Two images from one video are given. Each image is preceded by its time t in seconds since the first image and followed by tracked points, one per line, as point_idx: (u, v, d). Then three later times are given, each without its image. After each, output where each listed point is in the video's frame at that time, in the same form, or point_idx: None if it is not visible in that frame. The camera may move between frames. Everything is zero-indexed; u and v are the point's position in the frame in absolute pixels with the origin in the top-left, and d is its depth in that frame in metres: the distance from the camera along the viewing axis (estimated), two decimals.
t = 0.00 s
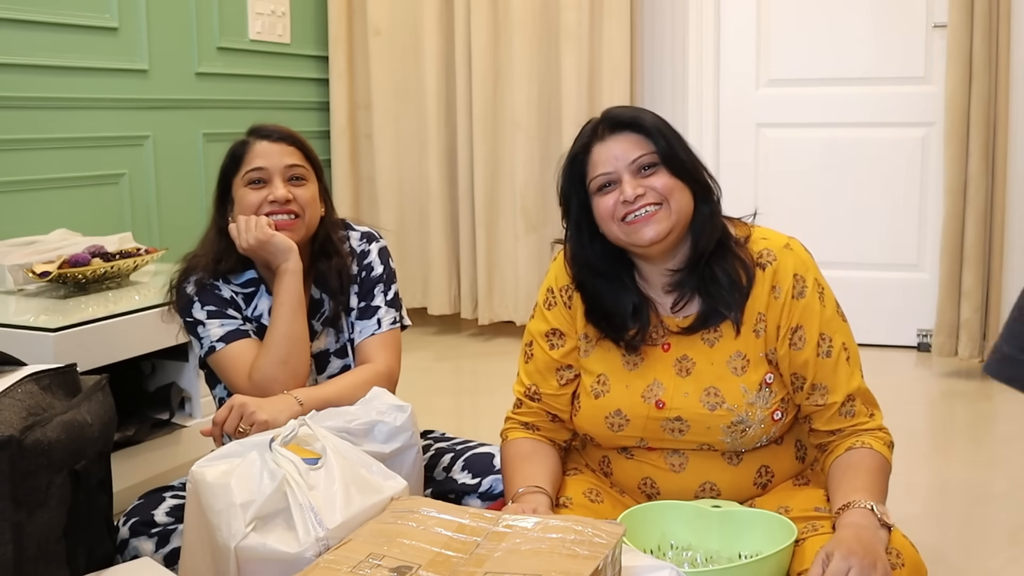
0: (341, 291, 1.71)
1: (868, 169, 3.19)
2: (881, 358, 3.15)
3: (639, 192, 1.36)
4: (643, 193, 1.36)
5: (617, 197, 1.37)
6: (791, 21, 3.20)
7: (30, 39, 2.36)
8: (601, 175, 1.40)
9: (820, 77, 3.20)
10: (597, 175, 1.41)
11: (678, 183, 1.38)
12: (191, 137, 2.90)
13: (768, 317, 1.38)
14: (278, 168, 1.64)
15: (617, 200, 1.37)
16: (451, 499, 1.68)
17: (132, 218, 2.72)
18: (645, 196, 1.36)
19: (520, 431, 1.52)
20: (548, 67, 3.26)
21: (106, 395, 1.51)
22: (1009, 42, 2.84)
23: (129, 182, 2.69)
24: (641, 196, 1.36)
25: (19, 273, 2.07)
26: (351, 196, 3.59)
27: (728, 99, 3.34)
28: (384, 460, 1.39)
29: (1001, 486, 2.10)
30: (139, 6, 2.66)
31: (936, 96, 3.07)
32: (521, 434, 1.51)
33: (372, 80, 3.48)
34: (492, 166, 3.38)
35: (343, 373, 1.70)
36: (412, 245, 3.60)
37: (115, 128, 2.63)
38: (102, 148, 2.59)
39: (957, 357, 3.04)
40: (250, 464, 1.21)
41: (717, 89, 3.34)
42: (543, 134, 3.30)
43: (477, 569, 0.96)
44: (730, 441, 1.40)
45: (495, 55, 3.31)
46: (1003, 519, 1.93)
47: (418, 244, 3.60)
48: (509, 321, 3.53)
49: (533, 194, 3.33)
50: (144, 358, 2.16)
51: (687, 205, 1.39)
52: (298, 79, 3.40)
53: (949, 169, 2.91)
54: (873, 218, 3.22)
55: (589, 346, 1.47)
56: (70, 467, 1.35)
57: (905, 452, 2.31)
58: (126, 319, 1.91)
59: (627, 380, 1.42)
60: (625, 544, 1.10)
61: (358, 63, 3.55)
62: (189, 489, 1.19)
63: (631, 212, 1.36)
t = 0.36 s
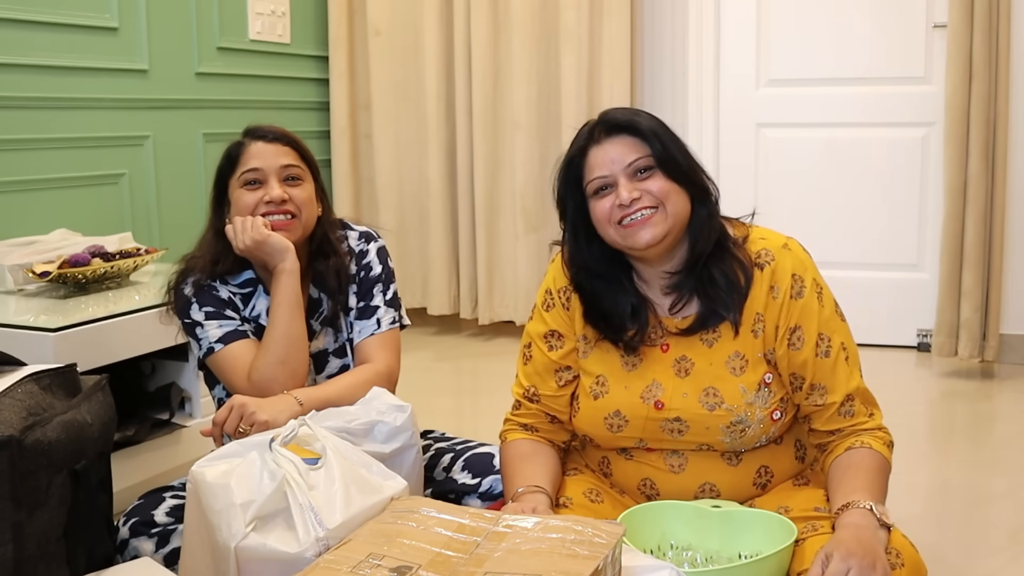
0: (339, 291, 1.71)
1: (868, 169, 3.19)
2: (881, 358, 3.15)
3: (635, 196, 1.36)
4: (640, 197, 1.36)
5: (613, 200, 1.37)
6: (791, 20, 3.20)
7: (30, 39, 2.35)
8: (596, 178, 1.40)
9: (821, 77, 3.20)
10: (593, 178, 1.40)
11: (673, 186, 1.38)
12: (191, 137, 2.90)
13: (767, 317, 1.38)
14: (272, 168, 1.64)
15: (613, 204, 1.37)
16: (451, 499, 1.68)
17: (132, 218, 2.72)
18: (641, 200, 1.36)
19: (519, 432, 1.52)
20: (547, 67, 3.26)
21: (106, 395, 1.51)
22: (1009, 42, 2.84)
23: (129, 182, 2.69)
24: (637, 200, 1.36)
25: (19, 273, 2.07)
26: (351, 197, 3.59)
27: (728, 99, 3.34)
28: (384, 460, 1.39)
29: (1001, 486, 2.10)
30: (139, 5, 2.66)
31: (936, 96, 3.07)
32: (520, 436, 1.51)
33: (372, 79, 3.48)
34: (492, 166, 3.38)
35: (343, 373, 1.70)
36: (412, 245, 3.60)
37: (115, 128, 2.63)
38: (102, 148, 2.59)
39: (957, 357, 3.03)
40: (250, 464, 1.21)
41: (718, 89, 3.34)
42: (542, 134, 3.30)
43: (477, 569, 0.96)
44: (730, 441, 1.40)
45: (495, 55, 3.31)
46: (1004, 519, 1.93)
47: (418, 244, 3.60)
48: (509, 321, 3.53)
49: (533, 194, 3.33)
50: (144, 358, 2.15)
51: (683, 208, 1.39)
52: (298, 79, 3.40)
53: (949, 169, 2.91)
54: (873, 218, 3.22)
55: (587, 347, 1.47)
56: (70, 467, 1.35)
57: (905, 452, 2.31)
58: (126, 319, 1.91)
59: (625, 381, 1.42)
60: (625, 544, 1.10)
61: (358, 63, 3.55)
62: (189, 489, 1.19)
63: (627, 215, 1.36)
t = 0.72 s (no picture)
0: (341, 291, 1.71)
1: (868, 169, 3.19)
2: (881, 358, 3.15)
3: (636, 194, 1.36)
4: (640, 196, 1.37)
5: (613, 196, 1.38)
6: (790, 21, 3.20)
7: (30, 39, 2.35)
8: (599, 173, 1.41)
9: (821, 77, 3.20)
10: (596, 172, 1.41)
11: (675, 188, 1.38)
12: (191, 137, 2.90)
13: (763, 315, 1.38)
14: (277, 168, 1.64)
15: (613, 200, 1.38)
16: (451, 499, 1.68)
17: (132, 218, 2.72)
18: (641, 199, 1.37)
19: (526, 433, 1.52)
20: (547, 68, 3.26)
21: (106, 395, 1.51)
22: (1009, 43, 2.84)
23: (129, 182, 2.69)
24: (637, 199, 1.37)
25: (19, 272, 2.07)
26: (352, 196, 3.59)
27: (728, 100, 3.34)
28: (384, 460, 1.39)
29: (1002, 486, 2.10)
30: (139, 6, 2.65)
31: (936, 96, 3.07)
32: (528, 435, 1.52)
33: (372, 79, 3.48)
34: (492, 166, 3.38)
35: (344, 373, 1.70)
36: (412, 245, 3.60)
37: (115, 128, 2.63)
38: (102, 148, 2.59)
39: (957, 357, 3.04)
40: (250, 464, 1.21)
41: (718, 89, 3.34)
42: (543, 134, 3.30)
43: (477, 569, 0.96)
44: (728, 441, 1.40)
45: (496, 55, 3.31)
46: (1004, 520, 1.93)
47: (418, 244, 3.60)
48: (509, 321, 3.53)
49: (533, 194, 3.33)
50: (143, 358, 2.15)
51: (684, 210, 1.39)
52: (298, 79, 3.40)
53: (949, 169, 2.91)
54: (874, 219, 3.22)
55: (587, 346, 1.47)
56: (69, 467, 1.35)
57: (905, 452, 2.31)
58: (126, 319, 1.91)
59: (624, 379, 1.42)
60: (624, 544, 1.10)
61: (358, 63, 3.55)
62: (189, 489, 1.19)
63: (627, 212, 1.37)
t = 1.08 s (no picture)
0: (342, 290, 1.71)
1: (868, 169, 3.19)
2: (881, 358, 3.15)
3: (637, 195, 1.37)
4: (642, 197, 1.37)
5: (616, 197, 1.39)
6: (791, 21, 3.20)
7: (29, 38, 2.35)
8: (602, 175, 1.41)
9: (821, 77, 3.20)
10: (599, 173, 1.42)
11: (678, 189, 1.38)
12: (191, 137, 2.90)
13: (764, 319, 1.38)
14: (280, 169, 1.64)
15: (615, 201, 1.38)
16: (451, 500, 1.68)
17: (132, 218, 2.72)
18: (643, 200, 1.37)
19: (523, 434, 1.52)
20: (547, 68, 3.25)
21: (106, 395, 1.51)
22: (1009, 43, 2.83)
23: (129, 182, 2.69)
24: (638, 200, 1.37)
25: (19, 273, 2.07)
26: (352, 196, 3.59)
27: (728, 100, 3.34)
28: (384, 460, 1.39)
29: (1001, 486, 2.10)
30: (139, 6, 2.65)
31: (936, 96, 3.07)
32: (525, 437, 1.51)
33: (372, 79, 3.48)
34: (492, 167, 3.38)
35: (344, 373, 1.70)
36: (412, 246, 3.60)
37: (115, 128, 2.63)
38: (102, 149, 2.59)
39: (957, 357, 3.04)
40: (250, 464, 1.21)
41: (718, 89, 3.35)
42: (543, 134, 3.30)
43: (477, 569, 0.96)
44: (729, 444, 1.40)
45: (496, 55, 3.31)
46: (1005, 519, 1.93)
47: (418, 245, 3.60)
48: (509, 321, 3.53)
49: (534, 194, 3.32)
50: (143, 358, 2.15)
51: (686, 211, 1.39)
52: (298, 79, 3.40)
53: (948, 169, 2.91)
54: (875, 219, 3.22)
55: (588, 348, 1.47)
56: (69, 467, 1.35)
57: (905, 452, 2.31)
58: (126, 318, 1.91)
59: (625, 382, 1.42)
60: (624, 544, 1.10)
61: (358, 63, 3.55)
62: (189, 489, 1.19)
63: (628, 213, 1.37)
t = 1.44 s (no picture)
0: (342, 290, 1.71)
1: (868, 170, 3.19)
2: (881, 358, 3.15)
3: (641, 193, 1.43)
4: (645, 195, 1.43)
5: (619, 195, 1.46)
6: (790, 20, 3.20)
7: (29, 38, 2.35)
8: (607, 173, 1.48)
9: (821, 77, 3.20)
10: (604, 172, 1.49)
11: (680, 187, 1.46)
12: (191, 137, 2.90)
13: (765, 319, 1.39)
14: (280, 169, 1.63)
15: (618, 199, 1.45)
16: (451, 500, 1.67)
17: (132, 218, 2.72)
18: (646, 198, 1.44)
19: (523, 434, 1.52)
20: (547, 68, 3.25)
21: (106, 395, 1.51)
22: (1009, 43, 2.84)
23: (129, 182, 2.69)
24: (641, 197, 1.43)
25: (19, 273, 2.07)
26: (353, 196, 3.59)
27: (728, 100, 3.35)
28: (384, 460, 1.39)
29: (1002, 486, 2.10)
30: (139, 5, 2.66)
31: (936, 96, 3.07)
32: (525, 438, 1.51)
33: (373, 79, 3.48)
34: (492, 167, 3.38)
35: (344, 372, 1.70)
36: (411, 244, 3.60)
37: (115, 128, 2.63)
38: (102, 148, 2.59)
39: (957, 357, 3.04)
40: (250, 464, 1.21)
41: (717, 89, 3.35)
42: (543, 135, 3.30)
43: (477, 569, 0.96)
44: (729, 445, 1.40)
45: (495, 55, 3.32)
46: (1005, 519, 1.94)
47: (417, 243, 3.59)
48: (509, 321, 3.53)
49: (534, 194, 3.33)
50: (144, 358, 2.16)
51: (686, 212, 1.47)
52: (298, 79, 3.40)
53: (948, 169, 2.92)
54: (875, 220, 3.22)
55: (589, 349, 1.46)
56: (70, 467, 1.35)
57: (905, 452, 2.31)
58: (126, 318, 1.91)
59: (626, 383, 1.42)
60: (624, 545, 1.10)
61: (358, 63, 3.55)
62: (189, 489, 1.20)
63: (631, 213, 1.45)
